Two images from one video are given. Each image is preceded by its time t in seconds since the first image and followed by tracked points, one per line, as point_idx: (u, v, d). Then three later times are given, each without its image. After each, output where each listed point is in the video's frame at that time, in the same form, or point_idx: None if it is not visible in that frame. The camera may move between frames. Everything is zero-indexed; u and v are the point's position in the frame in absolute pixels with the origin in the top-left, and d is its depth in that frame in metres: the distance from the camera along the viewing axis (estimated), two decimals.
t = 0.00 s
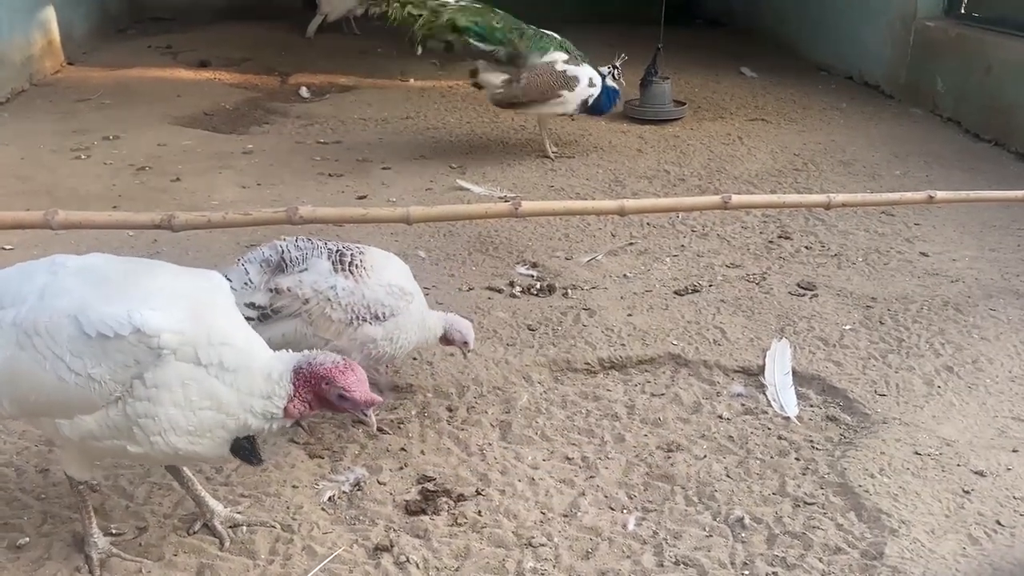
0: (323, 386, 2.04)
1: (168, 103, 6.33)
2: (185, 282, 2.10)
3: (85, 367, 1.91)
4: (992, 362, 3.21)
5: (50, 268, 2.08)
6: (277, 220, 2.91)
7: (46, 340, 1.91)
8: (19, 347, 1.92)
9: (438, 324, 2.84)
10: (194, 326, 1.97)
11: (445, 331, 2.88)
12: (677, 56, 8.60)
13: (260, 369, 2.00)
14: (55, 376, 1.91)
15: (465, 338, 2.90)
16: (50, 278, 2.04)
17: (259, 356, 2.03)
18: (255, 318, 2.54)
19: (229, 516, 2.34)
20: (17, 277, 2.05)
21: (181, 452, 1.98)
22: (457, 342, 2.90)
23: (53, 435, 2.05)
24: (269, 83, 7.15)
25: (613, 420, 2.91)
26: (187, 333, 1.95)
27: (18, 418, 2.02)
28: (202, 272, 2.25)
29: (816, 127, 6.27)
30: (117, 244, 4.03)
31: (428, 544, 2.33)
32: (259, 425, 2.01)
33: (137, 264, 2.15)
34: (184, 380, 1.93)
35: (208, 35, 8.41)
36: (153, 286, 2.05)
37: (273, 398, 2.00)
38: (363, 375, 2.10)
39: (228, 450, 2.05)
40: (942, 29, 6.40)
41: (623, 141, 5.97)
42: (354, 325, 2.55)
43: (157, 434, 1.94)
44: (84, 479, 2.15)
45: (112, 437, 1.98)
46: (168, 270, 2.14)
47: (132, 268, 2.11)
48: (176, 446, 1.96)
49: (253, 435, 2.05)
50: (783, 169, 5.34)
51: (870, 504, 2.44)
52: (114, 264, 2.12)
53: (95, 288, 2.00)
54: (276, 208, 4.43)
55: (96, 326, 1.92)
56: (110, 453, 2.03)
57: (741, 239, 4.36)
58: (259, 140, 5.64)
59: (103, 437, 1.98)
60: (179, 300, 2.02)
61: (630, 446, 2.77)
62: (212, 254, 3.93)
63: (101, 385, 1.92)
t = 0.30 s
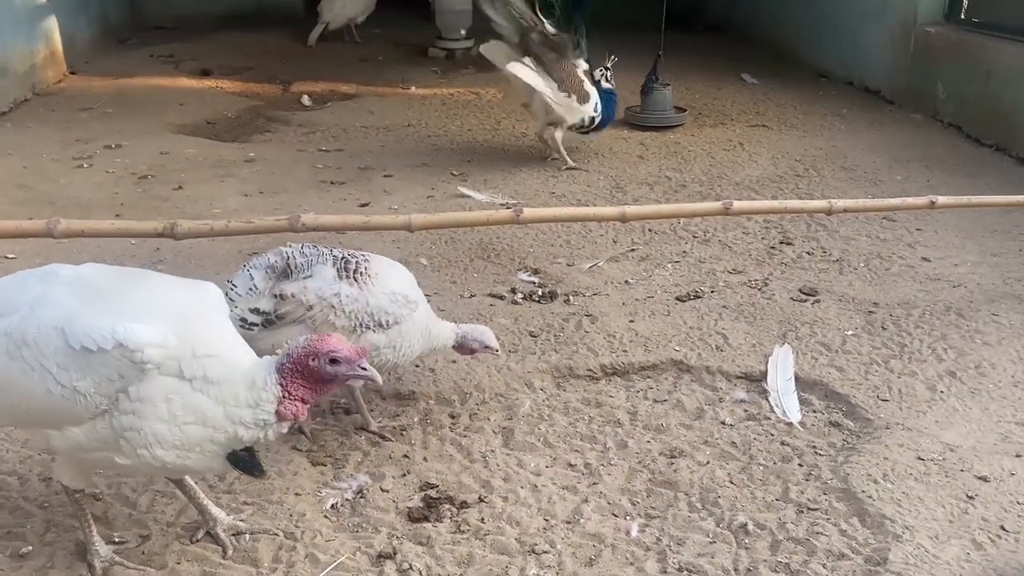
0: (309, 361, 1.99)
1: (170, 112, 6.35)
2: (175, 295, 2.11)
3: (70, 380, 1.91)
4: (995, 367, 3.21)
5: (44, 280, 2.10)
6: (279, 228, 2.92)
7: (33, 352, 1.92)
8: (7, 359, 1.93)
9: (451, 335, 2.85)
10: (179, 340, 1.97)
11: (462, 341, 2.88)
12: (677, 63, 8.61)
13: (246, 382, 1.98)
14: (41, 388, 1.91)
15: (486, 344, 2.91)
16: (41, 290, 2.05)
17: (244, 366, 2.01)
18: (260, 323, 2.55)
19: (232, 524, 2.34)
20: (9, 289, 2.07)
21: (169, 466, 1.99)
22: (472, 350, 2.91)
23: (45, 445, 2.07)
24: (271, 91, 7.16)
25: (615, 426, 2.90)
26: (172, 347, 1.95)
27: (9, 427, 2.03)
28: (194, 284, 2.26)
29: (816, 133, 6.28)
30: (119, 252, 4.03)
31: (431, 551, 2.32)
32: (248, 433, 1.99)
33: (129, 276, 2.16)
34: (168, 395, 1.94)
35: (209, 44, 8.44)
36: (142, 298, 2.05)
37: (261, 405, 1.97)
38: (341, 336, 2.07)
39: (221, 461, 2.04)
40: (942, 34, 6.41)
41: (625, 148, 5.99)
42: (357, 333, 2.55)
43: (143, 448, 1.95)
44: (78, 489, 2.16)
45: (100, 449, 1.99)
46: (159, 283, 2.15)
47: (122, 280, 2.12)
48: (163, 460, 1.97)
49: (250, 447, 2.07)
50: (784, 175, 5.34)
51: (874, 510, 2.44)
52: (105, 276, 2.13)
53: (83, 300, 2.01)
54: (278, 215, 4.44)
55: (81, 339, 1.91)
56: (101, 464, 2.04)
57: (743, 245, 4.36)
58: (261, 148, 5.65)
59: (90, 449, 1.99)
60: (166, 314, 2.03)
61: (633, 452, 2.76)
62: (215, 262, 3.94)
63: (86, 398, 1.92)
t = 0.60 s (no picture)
0: (310, 374, 2.03)
1: (172, 125, 6.37)
2: (167, 309, 2.10)
3: (60, 398, 1.91)
4: (998, 377, 3.21)
5: (37, 294, 2.10)
6: (282, 240, 2.93)
7: (24, 369, 1.92)
8: None
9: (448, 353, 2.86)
10: (170, 357, 1.97)
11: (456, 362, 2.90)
12: (677, 73, 8.64)
13: (239, 398, 1.99)
14: (32, 406, 1.92)
15: (476, 377, 2.89)
16: (33, 306, 2.05)
17: (238, 381, 2.02)
18: (262, 337, 2.54)
19: (234, 537, 2.34)
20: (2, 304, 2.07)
21: (162, 482, 1.99)
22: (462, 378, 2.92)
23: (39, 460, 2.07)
24: (273, 104, 7.19)
25: (618, 437, 2.90)
26: (161, 364, 1.95)
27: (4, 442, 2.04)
28: (189, 298, 2.25)
29: (817, 143, 6.29)
30: (122, 265, 4.04)
31: (434, 563, 2.32)
32: (244, 447, 2.01)
33: (123, 291, 2.15)
34: (159, 412, 1.94)
35: (211, 57, 8.48)
36: (133, 313, 2.05)
37: (258, 419, 2.00)
38: (344, 348, 2.09)
39: (218, 476, 2.07)
40: (941, 44, 6.43)
41: (626, 159, 6.00)
42: (359, 345, 2.56)
43: (134, 465, 1.95)
44: (73, 504, 2.17)
45: (92, 466, 1.99)
46: (153, 297, 2.14)
47: (115, 294, 2.12)
48: (156, 476, 1.97)
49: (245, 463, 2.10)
50: (785, 185, 5.35)
51: (878, 520, 2.43)
52: (97, 291, 2.13)
53: (74, 317, 2.00)
54: (281, 227, 4.45)
55: (70, 357, 1.91)
56: (95, 481, 2.05)
57: (744, 255, 4.37)
58: (263, 161, 5.66)
59: (82, 466, 1.99)
60: (157, 329, 2.02)
61: (636, 463, 2.76)
62: (217, 275, 3.94)
63: (76, 416, 1.92)
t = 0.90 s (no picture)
0: (311, 392, 2.03)
1: (174, 143, 6.39)
2: (168, 326, 2.10)
3: (61, 415, 1.91)
4: (1001, 390, 3.20)
5: (38, 313, 2.10)
6: (284, 257, 2.93)
7: (24, 387, 1.92)
8: None
9: (448, 376, 2.86)
10: (171, 374, 1.97)
11: (454, 387, 2.88)
12: (677, 88, 8.68)
13: (241, 414, 1.99)
14: (33, 424, 1.91)
15: (473, 404, 2.87)
16: (34, 324, 2.04)
17: (239, 397, 2.01)
18: (263, 352, 2.53)
19: (237, 555, 2.32)
20: (3, 323, 2.07)
21: (163, 499, 1.98)
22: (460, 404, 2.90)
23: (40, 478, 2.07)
24: (274, 121, 7.21)
25: (621, 453, 2.89)
26: (162, 381, 1.94)
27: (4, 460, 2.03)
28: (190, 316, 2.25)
29: (817, 157, 6.31)
30: (124, 283, 4.04)
31: None
32: (245, 464, 2.00)
33: (123, 308, 2.15)
34: (159, 429, 1.93)
35: (213, 75, 8.52)
36: (133, 331, 2.04)
37: (259, 436, 1.99)
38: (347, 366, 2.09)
39: (218, 494, 2.06)
40: (940, 58, 6.46)
41: (626, 174, 6.01)
42: (360, 361, 2.55)
43: (135, 482, 1.95)
44: (74, 521, 2.16)
45: (93, 483, 1.98)
46: (155, 314, 2.14)
47: (116, 312, 2.11)
48: (156, 493, 1.96)
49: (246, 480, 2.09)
50: (785, 200, 5.36)
51: (882, 535, 2.42)
52: (98, 309, 2.13)
53: (74, 334, 2.00)
54: (282, 244, 4.45)
55: (71, 374, 1.91)
56: (96, 499, 2.04)
57: (746, 270, 4.37)
58: (264, 178, 5.67)
59: (83, 483, 1.99)
60: (159, 346, 2.02)
61: (639, 479, 2.75)
62: (219, 292, 3.94)
63: (76, 433, 1.92)
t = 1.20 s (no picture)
0: (276, 442, 1.97)
1: (175, 163, 6.40)
2: (167, 348, 2.08)
3: (60, 437, 1.89)
4: (1005, 408, 3.18)
5: (37, 334, 2.08)
6: (284, 277, 2.92)
7: (24, 409, 1.90)
8: None
9: (451, 397, 2.85)
10: (170, 396, 1.95)
11: (459, 408, 2.87)
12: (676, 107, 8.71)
13: (237, 438, 1.97)
14: (32, 446, 1.89)
15: (480, 422, 2.88)
16: (33, 346, 2.02)
17: (233, 422, 2.00)
18: (263, 372, 2.50)
19: None
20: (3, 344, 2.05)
21: (161, 522, 1.96)
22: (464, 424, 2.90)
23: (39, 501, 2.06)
24: (274, 141, 7.23)
25: (624, 473, 2.87)
26: (161, 402, 1.93)
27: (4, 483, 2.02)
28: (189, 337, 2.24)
29: (816, 175, 6.31)
30: (124, 305, 4.02)
31: None
32: (236, 494, 1.97)
33: (123, 330, 2.14)
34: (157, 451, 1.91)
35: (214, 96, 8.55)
36: (133, 352, 2.03)
37: (238, 466, 1.95)
38: (319, 431, 2.01)
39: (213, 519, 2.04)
40: (938, 76, 6.48)
41: (626, 192, 6.01)
42: (362, 382, 2.53)
43: (133, 504, 1.93)
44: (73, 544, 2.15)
45: (92, 505, 1.97)
46: (155, 336, 2.13)
47: (115, 333, 2.10)
48: (155, 516, 1.94)
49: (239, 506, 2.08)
50: (786, 217, 5.36)
51: (888, 555, 2.40)
52: (97, 330, 2.11)
53: (74, 356, 1.98)
54: (283, 264, 4.45)
55: (70, 397, 1.89)
56: (96, 521, 2.03)
57: (747, 287, 4.36)
58: (265, 198, 5.67)
59: (82, 505, 1.97)
60: (157, 367, 2.00)
61: (642, 500, 2.73)
62: (219, 313, 3.93)
63: (76, 455, 1.90)
